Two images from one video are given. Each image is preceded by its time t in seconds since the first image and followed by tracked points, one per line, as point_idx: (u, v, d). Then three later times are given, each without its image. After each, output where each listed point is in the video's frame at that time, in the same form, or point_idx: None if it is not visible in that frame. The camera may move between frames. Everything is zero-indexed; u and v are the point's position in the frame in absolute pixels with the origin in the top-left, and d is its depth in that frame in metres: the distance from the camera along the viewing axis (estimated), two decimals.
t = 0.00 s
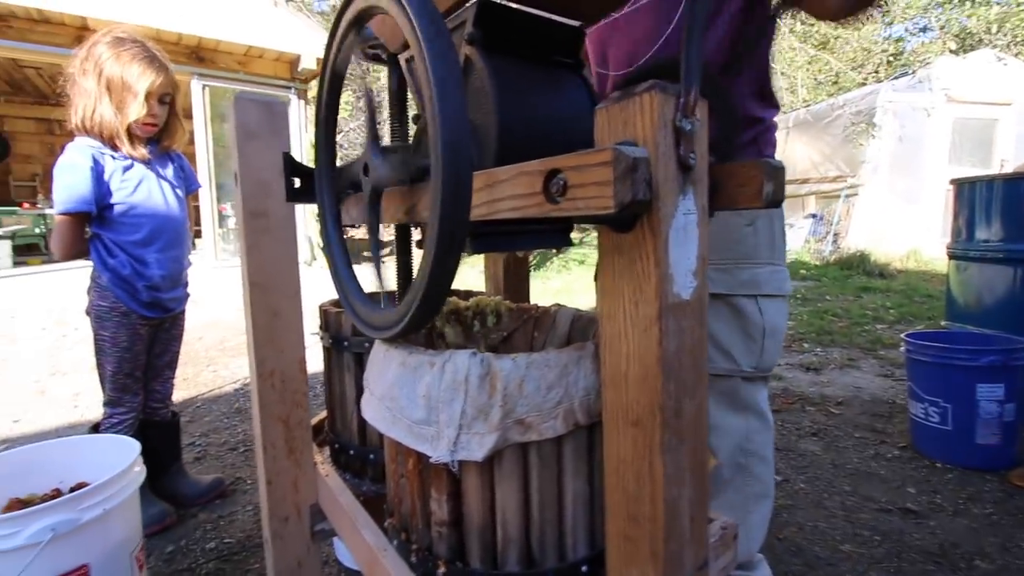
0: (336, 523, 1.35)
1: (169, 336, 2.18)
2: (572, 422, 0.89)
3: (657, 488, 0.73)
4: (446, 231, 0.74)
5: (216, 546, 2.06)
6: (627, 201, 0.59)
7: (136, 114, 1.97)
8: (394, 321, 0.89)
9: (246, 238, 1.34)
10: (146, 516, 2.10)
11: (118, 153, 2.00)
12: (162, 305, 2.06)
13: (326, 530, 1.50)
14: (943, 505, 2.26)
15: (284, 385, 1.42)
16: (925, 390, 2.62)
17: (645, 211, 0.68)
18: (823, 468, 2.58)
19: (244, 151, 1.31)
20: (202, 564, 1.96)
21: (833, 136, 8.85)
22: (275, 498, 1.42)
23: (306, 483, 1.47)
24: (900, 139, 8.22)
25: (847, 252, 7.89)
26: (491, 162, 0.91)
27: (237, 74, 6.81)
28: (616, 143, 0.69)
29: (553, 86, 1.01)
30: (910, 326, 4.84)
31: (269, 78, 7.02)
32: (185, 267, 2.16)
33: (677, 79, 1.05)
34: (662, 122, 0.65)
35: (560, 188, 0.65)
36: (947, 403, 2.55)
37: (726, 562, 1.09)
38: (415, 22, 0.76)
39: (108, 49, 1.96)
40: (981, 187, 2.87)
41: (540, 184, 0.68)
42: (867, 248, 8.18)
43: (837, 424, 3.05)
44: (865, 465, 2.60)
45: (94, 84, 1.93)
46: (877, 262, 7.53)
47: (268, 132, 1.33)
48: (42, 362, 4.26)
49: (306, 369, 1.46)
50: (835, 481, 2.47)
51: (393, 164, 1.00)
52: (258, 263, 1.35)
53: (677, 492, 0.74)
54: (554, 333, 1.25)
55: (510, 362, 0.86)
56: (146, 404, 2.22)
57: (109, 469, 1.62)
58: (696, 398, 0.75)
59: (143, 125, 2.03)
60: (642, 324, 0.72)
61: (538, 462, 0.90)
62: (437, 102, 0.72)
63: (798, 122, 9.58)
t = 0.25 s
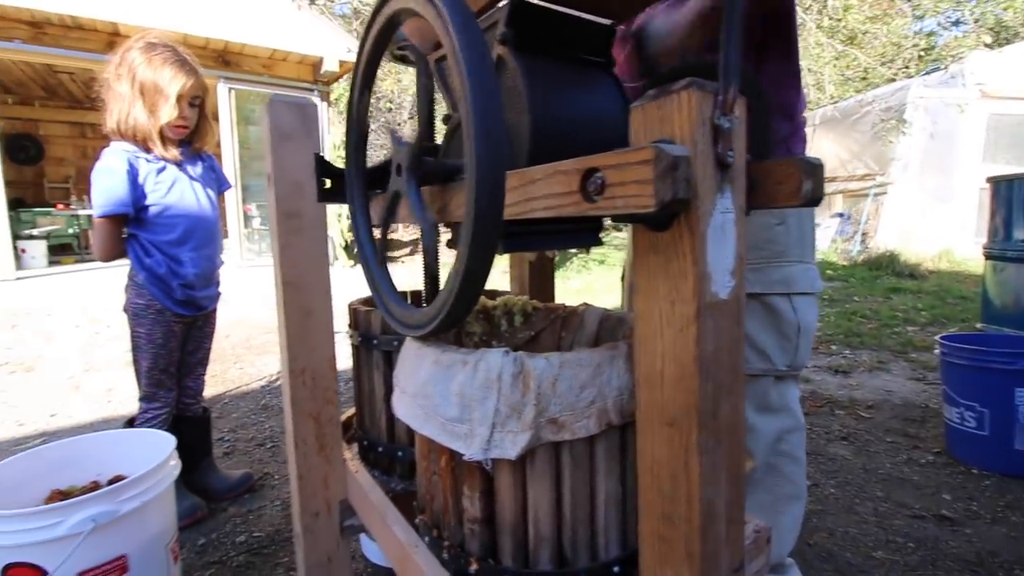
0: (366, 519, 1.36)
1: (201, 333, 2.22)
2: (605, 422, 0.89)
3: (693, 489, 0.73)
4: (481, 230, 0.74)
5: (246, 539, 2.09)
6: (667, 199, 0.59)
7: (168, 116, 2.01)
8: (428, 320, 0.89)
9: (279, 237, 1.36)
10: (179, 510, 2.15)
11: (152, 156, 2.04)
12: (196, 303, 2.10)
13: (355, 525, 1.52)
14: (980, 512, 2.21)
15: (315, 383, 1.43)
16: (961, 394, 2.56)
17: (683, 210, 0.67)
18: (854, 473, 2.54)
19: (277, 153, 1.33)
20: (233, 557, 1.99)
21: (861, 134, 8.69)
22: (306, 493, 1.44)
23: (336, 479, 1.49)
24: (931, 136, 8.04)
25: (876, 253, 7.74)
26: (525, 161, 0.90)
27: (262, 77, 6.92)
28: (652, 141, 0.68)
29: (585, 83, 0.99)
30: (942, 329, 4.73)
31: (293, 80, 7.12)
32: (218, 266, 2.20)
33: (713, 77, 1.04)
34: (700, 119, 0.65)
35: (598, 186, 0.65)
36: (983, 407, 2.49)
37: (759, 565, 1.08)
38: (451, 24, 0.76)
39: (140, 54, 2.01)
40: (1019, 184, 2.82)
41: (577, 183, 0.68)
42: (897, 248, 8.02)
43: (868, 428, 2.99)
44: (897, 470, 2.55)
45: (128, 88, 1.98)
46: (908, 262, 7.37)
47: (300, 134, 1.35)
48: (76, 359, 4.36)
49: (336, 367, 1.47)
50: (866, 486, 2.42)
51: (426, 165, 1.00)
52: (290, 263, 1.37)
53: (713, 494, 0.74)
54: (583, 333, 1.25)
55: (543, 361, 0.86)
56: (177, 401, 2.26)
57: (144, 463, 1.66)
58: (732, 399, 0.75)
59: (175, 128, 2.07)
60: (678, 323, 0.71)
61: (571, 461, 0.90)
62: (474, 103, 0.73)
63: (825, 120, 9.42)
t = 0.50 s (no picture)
0: (383, 518, 1.37)
1: (219, 331, 2.24)
2: (625, 424, 0.89)
3: (715, 492, 0.72)
4: (506, 232, 0.75)
5: (261, 535, 2.11)
6: (696, 202, 0.59)
7: (190, 117, 2.03)
8: (449, 320, 0.90)
9: (300, 237, 1.37)
10: (195, 504, 2.17)
11: (174, 156, 2.06)
12: (214, 301, 2.12)
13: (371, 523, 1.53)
14: (1000, 520, 2.18)
15: (333, 380, 1.44)
16: (981, 400, 2.53)
17: (708, 214, 0.67)
18: (870, 479, 2.51)
19: (300, 153, 1.34)
20: (248, 552, 2.01)
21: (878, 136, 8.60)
22: (323, 490, 1.45)
23: (353, 477, 1.49)
24: (950, 139, 7.94)
25: (892, 256, 7.66)
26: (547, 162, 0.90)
27: (277, 78, 6.97)
28: (678, 144, 0.68)
29: (607, 84, 0.99)
30: (960, 333, 4.67)
31: (307, 81, 7.17)
32: (236, 265, 2.21)
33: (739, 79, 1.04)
34: (727, 123, 0.64)
35: (625, 189, 0.65)
36: (1003, 414, 2.46)
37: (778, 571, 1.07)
38: (479, 26, 0.76)
39: (163, 56, 2.03)
40: None
41: (603, 185, 0.68)
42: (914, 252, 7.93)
43: (884, 434, 2.96)
44: (914, 477, 2.52)
45: (151, 90, 2.00)
46: (925, 266, 7.29)
47: (322, 134, 1.36)
48: (93, 354, 4.42)
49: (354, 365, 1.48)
50: (882, 493, 2.40)
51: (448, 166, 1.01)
52: (311, 262, 1.38)
53: (735, 497, 0.73)
54: (599, 334, 1.25)
55: (564, 362, 0.86)
56: (195, 397, 2.28)
57: (164, 457, 1.68)
58: (756, 403, 0.74)
59: (196, 129, 2.09)
60: (703, 327, 0.71)
61: (591, 463, 0.90)
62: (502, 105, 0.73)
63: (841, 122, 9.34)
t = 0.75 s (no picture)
0: (392, 516, 1.37)
1: (228, 328, 2.25)
2: (639, 426, 0.89)
3: (730, 495, 0.72)
4: (523, 232, 0.74)
5: (269, 532, 2.11)
6: (717, 203, 0.58)
7: (201, 113, 2.04)
8: (463, 319, 0.90)
9: (313, 235, 1.37)
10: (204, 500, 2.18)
11: (186, 153, 2.07)
12: (224, 298, 2.13)
13: (379, 521, 1.53)
14: (1011, 527, 2.17)
15: (344, 378, 1.44)
16: (992, 406, 2.51)
17: (727, 215, 0.67)
18: (879, 484, 2.50)
19: (314, 151, 1.34)
20: (256, 549, 2.01)
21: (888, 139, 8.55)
22: (333, 488, 1.45)
23: (362, 475, 1.50)
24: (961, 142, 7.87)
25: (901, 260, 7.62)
26: (563, 162, 0.90)
27: (287, 77, 7.01)
28: (697, 145, 0.67)
29: (624, 85, 0.98)
30: (970, 339, 4.64)
31: (317, 81, 7.21)
32: (246, 262, 2.22)
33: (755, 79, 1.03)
34: (747, 124, 0.64)
35: (644, 189, 0.65)
36: (1015, 419, 2.44)
37: None
38: (499, 25, 0.76)
39: (174, 55, 2.05)
40: None
41: (622, 185, 0.68)
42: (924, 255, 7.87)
43: (894, 439, 2.94)
44: (925, 482, 2.50)
45: (163, 88, 2.02)
46: (935, 270, 7.24)
47: (336, 132, 1.36)
48: (103, 350, 4.45)
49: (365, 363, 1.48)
50: (892, 498, 2.38)
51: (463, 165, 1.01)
52: (323, 260, 1.39)
53: (751, 500, 0.73)
54: (611, 335, 1.24)
55: (579, 363, 0.86)
56: (204, 393, 2.29)
57: (175, 453, 1.69)
58: (772, 406, 0.74)
59: (208, 126, 2.10)
60: (720, 329, 0.71)
61: (604, 464, 0.90)
62: (521, 103, 0.73)
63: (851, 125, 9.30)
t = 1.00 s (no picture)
0: (394, 517, 1.36)
1: (228, 328, 2.25)
2: (643, 427, 0.89)
3: (734, 496, 0.71)
4: (527, 233, 0.74)
5: (270, 533, 2.11)
6: (723, 203, 0.58)
7: (194, 111, 2.03)
8: (466, 320, 0.90)
9: (314, 235, 1.37)
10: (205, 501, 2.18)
11: (184, 153, 2.06)
12: (223, 298, 2.12)
13: (380, 522, 1.52)
14: (1014, 529, 2.16)
15: (346, 378, 1.44)
16: (995, 407, 2.51)
17: (733, 216, 0.66)
18: (882, 485, 2.49)
19: (316, 152, 1.34)
20: (257, 550, 2.01)
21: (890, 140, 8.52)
22: (334, 489, 1.45)
23: (363, 477, 1.49)
24: (963, 143, 7.86)
25: (903, 261, 7.61)
26: (566, 162, 0.89)
27: (289, 78, 7.02)
28: (702, 145, 0.67)
29: (628, 86, 0.98)
30: (972, 340, 4.63)
31: (318, 81, 7.22)
32: (245, 262, 2.22)
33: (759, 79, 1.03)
34: (752, 123, 0.63)
35: (649, 190, 0.64)
36: (1017, 421, 2.44)
37: None
38: (503, 25, 0.76)
39: (170, 53, 2.05)
40: None
41: (626, 185, 0.67)
42: (926, 256, 7.86)
43: (896, 440, 2.93)
44: (927, 484, 2.50)
45: (159, 87, 2.02)
46: (936, 271, 7.23)
47: (338, 132, 1.35)
48: (104, 350, 4.45)
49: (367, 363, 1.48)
50: (895, 499, 2.38)
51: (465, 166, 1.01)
52: (325, 260, 1.38)
53: (755, 502, 0.72)
54: (614, 336, 1.24)
55: (583, 364, 0.86)
56: (205, 394, 2.29)
57: (176, 454, 1.68)
58: (777, 407, 0.73)
59: (204, 124, 2.09)
60: (724, 330, 0.70)
61: (607, 465, 0.89)
62: (525, 104, 0.73)
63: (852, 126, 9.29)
